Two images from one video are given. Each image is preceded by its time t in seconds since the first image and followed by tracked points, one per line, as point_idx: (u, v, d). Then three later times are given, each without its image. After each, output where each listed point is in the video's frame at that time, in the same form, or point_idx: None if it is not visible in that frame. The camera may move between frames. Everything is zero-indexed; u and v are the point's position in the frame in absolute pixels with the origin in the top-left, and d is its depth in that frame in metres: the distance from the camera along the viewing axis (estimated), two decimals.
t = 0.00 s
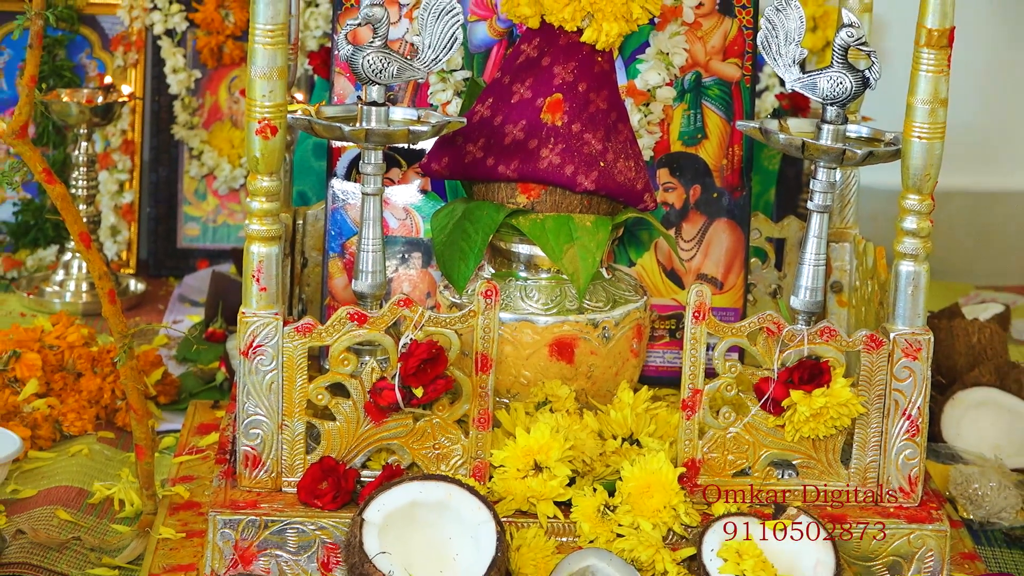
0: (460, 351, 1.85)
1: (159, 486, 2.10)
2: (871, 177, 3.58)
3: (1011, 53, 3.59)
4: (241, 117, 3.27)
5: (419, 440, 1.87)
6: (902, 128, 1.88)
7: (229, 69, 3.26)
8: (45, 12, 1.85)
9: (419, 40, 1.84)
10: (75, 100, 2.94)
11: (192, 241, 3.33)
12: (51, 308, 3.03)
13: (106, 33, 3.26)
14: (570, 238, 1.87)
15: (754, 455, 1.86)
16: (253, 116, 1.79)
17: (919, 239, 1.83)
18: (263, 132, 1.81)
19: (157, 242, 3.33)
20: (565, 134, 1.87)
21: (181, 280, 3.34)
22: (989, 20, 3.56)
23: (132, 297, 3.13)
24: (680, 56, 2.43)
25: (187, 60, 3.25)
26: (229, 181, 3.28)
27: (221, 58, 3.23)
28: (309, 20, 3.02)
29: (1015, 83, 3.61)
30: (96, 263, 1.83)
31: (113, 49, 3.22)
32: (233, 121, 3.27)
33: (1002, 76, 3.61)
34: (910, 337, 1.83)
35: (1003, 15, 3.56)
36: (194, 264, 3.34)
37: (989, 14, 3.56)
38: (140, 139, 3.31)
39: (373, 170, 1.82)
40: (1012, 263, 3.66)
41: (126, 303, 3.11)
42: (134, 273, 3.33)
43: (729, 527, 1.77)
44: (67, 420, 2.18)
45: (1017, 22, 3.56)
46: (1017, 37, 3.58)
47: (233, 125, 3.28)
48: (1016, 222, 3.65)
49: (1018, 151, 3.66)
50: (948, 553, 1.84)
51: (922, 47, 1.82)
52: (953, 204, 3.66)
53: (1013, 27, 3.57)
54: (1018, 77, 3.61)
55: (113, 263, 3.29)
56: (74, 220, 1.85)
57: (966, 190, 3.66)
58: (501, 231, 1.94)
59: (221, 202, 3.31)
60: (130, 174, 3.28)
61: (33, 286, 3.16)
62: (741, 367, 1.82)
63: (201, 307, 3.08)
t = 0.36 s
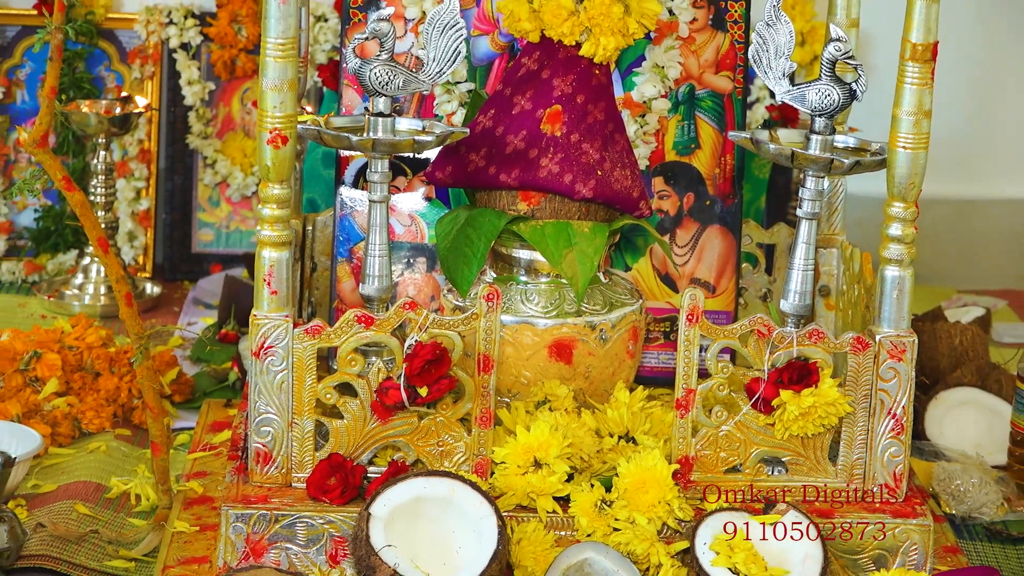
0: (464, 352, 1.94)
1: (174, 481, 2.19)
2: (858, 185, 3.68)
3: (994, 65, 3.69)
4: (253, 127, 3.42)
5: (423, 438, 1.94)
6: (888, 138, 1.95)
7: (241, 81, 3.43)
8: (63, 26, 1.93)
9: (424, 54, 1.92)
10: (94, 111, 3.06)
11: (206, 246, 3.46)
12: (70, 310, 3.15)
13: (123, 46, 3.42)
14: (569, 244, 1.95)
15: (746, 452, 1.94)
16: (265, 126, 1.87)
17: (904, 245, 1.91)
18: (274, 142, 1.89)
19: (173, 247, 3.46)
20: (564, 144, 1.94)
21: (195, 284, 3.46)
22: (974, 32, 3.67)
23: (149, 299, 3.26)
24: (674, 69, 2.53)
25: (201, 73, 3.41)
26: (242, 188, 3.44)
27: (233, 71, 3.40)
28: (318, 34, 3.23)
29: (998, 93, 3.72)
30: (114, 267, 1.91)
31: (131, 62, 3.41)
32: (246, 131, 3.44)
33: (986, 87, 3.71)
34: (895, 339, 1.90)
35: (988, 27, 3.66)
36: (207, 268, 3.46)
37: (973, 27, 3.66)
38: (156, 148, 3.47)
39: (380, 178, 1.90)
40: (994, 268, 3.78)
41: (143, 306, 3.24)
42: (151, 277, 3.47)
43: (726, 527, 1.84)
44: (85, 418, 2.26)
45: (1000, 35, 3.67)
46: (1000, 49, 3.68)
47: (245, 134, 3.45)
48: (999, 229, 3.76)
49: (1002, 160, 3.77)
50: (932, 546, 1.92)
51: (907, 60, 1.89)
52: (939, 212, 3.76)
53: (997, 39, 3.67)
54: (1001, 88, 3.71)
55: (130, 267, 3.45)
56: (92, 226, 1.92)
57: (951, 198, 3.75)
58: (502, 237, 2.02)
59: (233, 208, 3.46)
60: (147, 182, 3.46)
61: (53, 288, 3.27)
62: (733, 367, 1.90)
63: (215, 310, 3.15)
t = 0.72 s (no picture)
0: (467, 349, 2.01)
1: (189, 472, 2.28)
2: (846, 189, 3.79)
3: (975, 73, 3.83)
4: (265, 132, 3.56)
5: (428, 431, 2.02)
6: (875, 143, 2.03)
7: (253, 89, 3.56)
8: (83, 36, 2.01)
9: (428, 63, 1.99)
10: (112, 118, 3.16)
11: (220, 247, 3.57)
12: (89, 309, 3.28)
13: (140, 56, 3.54)
14: (568, 245, 2.03)
15: (738, 445, 2.01)
16: (276, 132, 1.95)
17: (890, 246, 1.99)
18: (285, 147, 1.97)
19: (187, 248, 3.57)
20: (563, 149, 2.02)
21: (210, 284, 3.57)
22: (956, 40, 3.81)
23: (165, 299, 3.35)
24: (669, 77, 2.62)
25: (215, 81, 3.54)
26: (254, 192, 3.56)
27: (245, 79, 3.54)
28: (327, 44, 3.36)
29: (978, 101, 3.86)
30: (131, 268, 1.99)
31: (147, 71, 3.52)
32: (257, 137, 3.57)
33: (968, 94, 3.85)
34: (881, 336, 1.98)
35: (968, 37, 3.80)
36: (221, 269, 3.57)
37: (955, 36, 3.80)
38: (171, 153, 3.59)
39: (386, 182, 1.97)
40: (972, 270, 3.91)
41: (160, 306, 3.34)
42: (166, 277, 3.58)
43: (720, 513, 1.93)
44: (104, 413, 2.35)
45: (981, 44, 3.81)
46: (981, 58, 3.82)
47: (257, 140, 3.57)
48: (978, 232, 3.90)
49: (981, 165, 3.91)
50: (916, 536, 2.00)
51: (893, 69, 1.98)
52: (920, 214, 3.90)
53: (978, 48, 3.81)
54: (981, 95, 3.86)
55: (147, 268, 3.55)
56: (110, 228, 2.00)
57: (932, 201, 3.89)
58: (504, 238, 2.10)
59: (246, 211, 3.57)
60: (162, 186, 3.56)
61: (74, 289, 3.44)
62: (725, 364, 1.98)
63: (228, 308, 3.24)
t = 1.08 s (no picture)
0: (470, 347, 2.09)
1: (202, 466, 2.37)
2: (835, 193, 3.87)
3: (962, 79, 3.91)
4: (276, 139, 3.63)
5: (432, 426, 2.10)
6: (862, 150, 2.11)
7: (265, 97, 3.63)
8: (101, 46, 2.09)
9: (433, 72, 2.07)
10: (129, 124, 3.27)
11: (232, 249, 3.67)
12: (107, 309, 3.36)
13: (156, 65, 3.62)
14: (568, 248, 2.10)
15: (730, 440, 2.09)
16: (287, 139, 2.03)
17: (877, 249, 2.07)
18: (295, 153, 2.05)
19: (201, 250, 3.66)
20: (562, 155, 2.11)
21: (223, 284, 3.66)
22: (943, 46, 3.88)
23: (180, 298, 3.44)
24: (665, 86, 2.73)
25: (228, 89, 3.63)
26: (265, 196, 3.65)
27: (258, 87, 3.61)
28: (336, 54, 3.46)
29: (966, 107, 3.94)
30: (147, 269, 2.07)
31: (163, 79, 3.61)
32: (269, 143, 3.64)
33: (956, 100, 3.93)
34: (869, 336, 2.06)
35: (955, 43, 3.88)
36: (234, 270, 3.66)
37: (942, 43, 3.88)
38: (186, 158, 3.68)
39: (392, 187, 2.06)
40: (957, 273, 3.98)
41: (175, 304, 3.43)
42: (181, 278, 3.66)
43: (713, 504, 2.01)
44: (121, 407, 2.44)
45: (968, 51, 3.89)
46: (967, 65, 3.90)
47: (268, 146, 3.65)
48: (964, 236, 3.96)
49: (967, 170, 3.98)
50: (902, 527, 2.09)
51: (880, 78, 2.06)
52: (907, 217, 3.98)
53: (964, 55, 3.89)
54: (968, 101, 3.93)
55: (162, 269, 3.63)
56: (127, 230, 2.08)
57: (919, 204, 3.97)
58: (506, 240, 2.18)
59: (258, 214, 3.67)
60: (178, 190, 3.66)
61: (93, 289, 3.52)
62: (718, 362, 2.06)
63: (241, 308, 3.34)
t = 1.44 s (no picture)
0: (472, 345, 2.17)
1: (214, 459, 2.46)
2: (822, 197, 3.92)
3: (948, 84, 3.99)
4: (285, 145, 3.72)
5: (436, 421, 2.19)
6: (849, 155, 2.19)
7: (274, 104, 3.73)
8: (116, 56, 2.17)
9: (436, 80, 2.16)
10: (143, 131, 3.33)
11: (243, 251, 3.76)
12: (122, 308, 3.46)
13: (170, 74, 3.71)
14: (566, 249, 2.19)
15: (722, 435, 2.17)
16: (295, 145, 2.12)
17: (864, 251, 2.15)
18: (303, 159, 2.13)
19: (214, 252, 3.75)
20: (561, 160, 2.19)
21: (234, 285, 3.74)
22: (926, 54, 3.97)
23: (193, 298, 3.53)
24: (659, 94, 2.82)
25: (239, 97, 3.73)
26: (275, 200, 3.74)
27: (268, 95, 3.71)
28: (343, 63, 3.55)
29: (952, 111, 4.02)
30: (161, 270, 2.15)
31: (177, 87, 3.70)
32: (279, 149, 3.74)
33: (942, 105, 4.01)
34: (855, 334, 2.15)
35: (941, 50, 3.97)
36: (245, 271, 3.75)
37: (927, 49, 3.97)
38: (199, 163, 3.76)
39: (397, 191, 2.14)
40: (939, 273, 4.08)
41: (188, 304, 3.51)
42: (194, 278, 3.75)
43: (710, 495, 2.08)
44: (136, 404, 2.54)
45: (953, 56, 3.97)
46: (953, 70, 3.98)
47: (278, 152, 3.75)
48: (947, 237, 4.06)
49: (953, 173, 4.06)
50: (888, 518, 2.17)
51: (866, 86, 2.14)
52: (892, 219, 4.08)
53: (949, 61, 3.98)
54: (954, 106, 4.01)
55: (176, 270, 3.72)
56: (142, 233, 2.16)
57: (904, 207, 4.05)
58: (506, 242, 2.26)
59: (268, 217, 3.76)
60: (191, 194, 3.74)
61: (109, 289, 3.60)
62: (711, 359, 2.15)
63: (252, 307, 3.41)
